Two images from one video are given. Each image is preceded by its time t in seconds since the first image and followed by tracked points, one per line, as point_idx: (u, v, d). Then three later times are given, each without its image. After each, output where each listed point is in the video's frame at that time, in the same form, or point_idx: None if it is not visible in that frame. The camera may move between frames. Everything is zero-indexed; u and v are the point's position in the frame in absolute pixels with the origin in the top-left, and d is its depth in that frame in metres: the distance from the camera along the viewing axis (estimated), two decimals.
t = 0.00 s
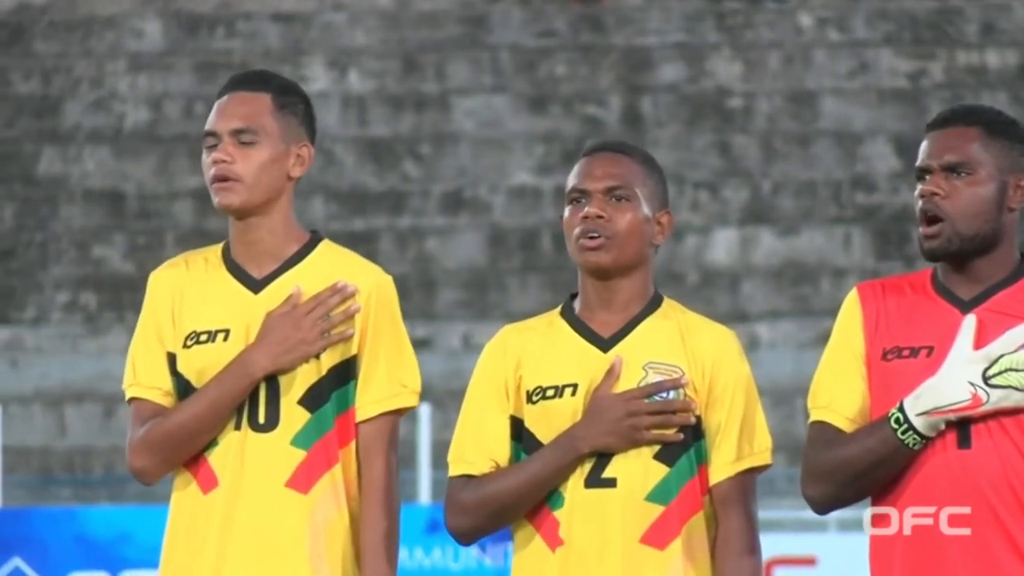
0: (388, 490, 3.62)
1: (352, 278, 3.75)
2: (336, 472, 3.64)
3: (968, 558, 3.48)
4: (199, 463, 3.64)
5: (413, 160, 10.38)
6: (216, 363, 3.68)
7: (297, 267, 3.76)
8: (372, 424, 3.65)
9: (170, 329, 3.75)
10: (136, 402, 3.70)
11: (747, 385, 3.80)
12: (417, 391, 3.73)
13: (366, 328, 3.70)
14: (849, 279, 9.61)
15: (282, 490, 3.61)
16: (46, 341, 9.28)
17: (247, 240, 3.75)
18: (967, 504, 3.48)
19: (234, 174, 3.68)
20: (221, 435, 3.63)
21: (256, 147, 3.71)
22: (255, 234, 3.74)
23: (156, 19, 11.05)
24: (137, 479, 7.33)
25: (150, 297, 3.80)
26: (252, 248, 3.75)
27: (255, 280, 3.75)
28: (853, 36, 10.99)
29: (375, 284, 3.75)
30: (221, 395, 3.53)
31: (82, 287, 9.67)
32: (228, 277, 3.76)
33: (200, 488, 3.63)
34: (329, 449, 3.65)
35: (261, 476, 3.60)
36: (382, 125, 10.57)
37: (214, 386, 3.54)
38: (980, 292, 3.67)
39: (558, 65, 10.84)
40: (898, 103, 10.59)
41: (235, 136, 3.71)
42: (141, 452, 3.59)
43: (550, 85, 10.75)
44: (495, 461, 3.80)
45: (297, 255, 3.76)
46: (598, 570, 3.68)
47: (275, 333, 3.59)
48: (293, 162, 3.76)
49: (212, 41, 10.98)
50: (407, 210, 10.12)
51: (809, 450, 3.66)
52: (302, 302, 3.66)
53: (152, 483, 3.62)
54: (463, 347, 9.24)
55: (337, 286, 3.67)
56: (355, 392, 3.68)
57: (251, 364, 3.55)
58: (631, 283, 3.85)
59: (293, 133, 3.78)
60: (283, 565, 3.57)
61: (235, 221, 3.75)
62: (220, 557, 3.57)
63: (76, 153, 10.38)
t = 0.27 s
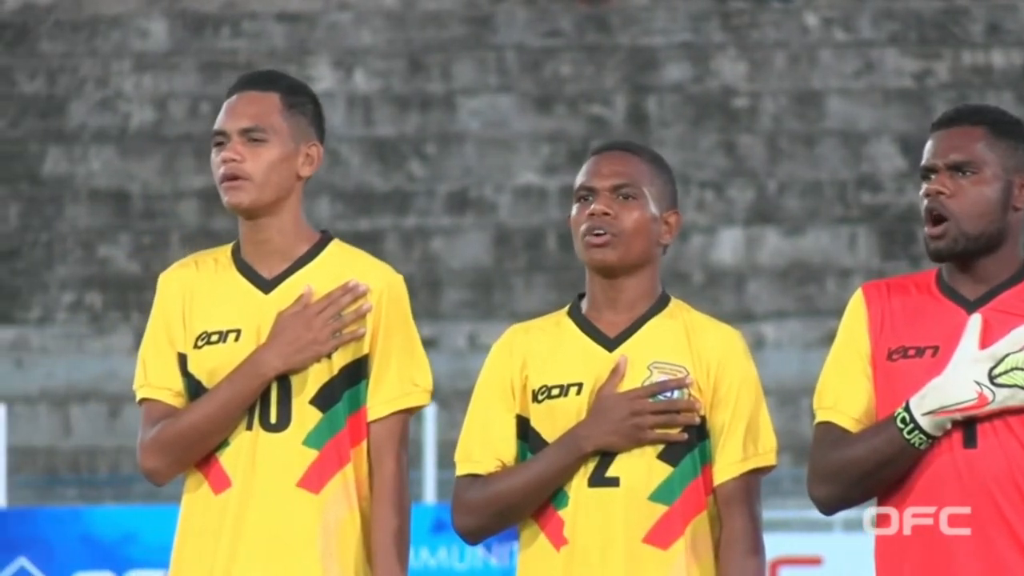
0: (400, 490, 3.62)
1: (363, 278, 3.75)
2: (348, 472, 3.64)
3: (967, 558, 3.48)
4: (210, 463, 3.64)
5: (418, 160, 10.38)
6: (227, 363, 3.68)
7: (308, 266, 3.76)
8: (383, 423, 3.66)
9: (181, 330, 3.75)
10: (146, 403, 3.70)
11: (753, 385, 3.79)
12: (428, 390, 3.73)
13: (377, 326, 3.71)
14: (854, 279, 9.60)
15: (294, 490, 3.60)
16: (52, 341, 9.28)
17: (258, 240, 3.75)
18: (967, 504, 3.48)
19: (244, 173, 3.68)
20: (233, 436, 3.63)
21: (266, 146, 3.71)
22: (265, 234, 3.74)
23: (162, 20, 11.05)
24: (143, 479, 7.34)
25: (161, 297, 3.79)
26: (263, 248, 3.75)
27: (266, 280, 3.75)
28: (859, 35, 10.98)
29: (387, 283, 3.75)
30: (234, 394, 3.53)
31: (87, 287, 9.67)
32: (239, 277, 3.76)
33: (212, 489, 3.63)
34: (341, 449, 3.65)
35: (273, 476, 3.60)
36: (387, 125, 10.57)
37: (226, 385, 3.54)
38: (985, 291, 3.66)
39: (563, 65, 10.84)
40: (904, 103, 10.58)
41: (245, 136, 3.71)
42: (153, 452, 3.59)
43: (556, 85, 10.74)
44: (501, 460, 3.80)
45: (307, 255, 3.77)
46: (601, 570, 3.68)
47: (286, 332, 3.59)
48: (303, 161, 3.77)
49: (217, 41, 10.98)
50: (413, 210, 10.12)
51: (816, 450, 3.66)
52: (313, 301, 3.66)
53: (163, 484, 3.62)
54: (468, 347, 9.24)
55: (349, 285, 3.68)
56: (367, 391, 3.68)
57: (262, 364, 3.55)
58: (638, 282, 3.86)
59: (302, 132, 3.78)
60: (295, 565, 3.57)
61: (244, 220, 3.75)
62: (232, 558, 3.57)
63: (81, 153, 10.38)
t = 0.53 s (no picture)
0: (409, 490, 3.62)
1: (374, 278, 3.75)
2: (359, 472, 3.64)
3: (967, 559, 3.48)
4: (221, 463, 3.65)
5: (426, 160, 10.38)
6: (238, 364, 3.68)
7: (319, 266, 3.76)
8: (394, 424, 3.66)
9: (191, 331, 3.75)
10: (157, 403, 3.70)
11: (762, 386, 3.79)
12: (438, 391, 3.73)
13: (389, 326, 3.72)
14: (862, 279, 9.58)
15: (304, 490, 3.61)
16: (60, 341, 9.34)
17: (269, 240, 3.75)
18: (966, 504, 3.49)
19: (256, 173, 3.68)
20: (243, 436, 3.63)
21: (278, 146, 3.71)
22: (276, 233, 3.74)
23: (169, 20, 11.07)
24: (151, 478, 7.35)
25: (171, 296, 3.79)
26: (274, 247, 3.75)
27: (276, 281, 3.75)
28: (865, 35, 11.00)
29: (397, 284, 3.75)
30: (244, 394, 3.53)
31: (95, 287, 9.68)
32: (250, 277, 3.76)
33: (221, 489, 3.63)
34: (351, 449, 3.64)
35: (283, 476, 3.60)
36: (394, 125, 10.57)
37: (236, 385, 3.54)
38: (996, 291, 3.65)
39: (571, 65, 10.84)
40: (911, 103, 10.57)
41: (257, 135, 3.71)
42: (163, 452, 3.59)
43: (563, 85, 10.74)
44: (511, 459, 3.82)
45: (319, 255, 3.77)
46: (609, 571, 3.69)
47: (297, 332, 3.59)
48: (314, 162, 3.77)
49: (225, 41, 11.00)
50: (420, 210, 10.12)
51: (824, 450, 3.66)
52: (324, 302, 3.66)
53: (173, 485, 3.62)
54: (475, 347, 9.24)
55: (360, 286, 3.67)
56: (377, 392, 3.68)
57: (273, 363, 3.55)
58: (648, 283, 3.87)
59: (314, 133, 3.78)
60: (305, 564, 3.57)
61: (255, 221, 3.75)
62: (242, 558, 3.57)
63: (89, 153, 10.38)
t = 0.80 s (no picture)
0: (426, 490, 3.62)
1: (391, 278, 3.75)
2: (375, 472, 3.64)
3: (966, 558, 3.49)
4: (236, 463, 3.64)
5: (439, 160, 10.38)
6: (255, 364, 3.67)
7: (336, 267, 3.76)
8: (410, 424, 3.65)
9: (207, 330, 3.75)
10: (172, 403, 3.70)
11: (779, 386, 3.78)
12: (454, 392, 3.73)
13: (406, 326, 3.71)
14: (876, 279, 9.56)
15: (321, 490, 3.60)
16: (74, 340, 9.41)
17: (286, 240, 3.75)
18: (966, 504, 3.50)
19: (277, 173, 3.68)
20: (259, 436, 3.63)
21: (299, 146, 3.71)
22: (294, 233, 3.74)
23: (182, 20, 11.07)
24: (164, 478, 7.36)
25: (185, 296, 3.79)
26: (291, 247, 3.75)
27: (293, 281, 3.75)
28: (879, 35, 10.97)
29: (415, 284, 3.75)
30: (261, 393, 3.53)
31: (109, 287, 9.69)
32: (266, 277, 3.76)
33: (237, 488, 3.63)
34: (368, 449, 3.64)
35: (300, 476, 3.60)
36: (408, 125, 10.57)
37: (254, 385, 3.54)
38: (1012, 291, 3.64)
39: (584, 65, 10.82)
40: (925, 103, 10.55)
41: (278, 135, 3.71)
42: (179, 452, 3.59)
43: (577, 85, 10.73)
44: (526, 459, 3.81)
45: (336, 255, 3.77)
46: (625, 570, 3.68)
47: (314, 332, 3.59)
48: (333, 163, 3.76)
49: (238, 41, 11.00)
50: (434, 210, 10.12)
51: (840, 448, 3.66)
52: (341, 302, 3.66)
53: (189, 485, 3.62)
54: (489, 347, 9.24)
55: (378, 286, 3.68)
56: (393, 392, 3.68)
57: (290, 364, 3.54)
58: (664, 283, 3.86)
59: (334, 134, 3.78)
60: (322, 564, 3.57)
61: (273, 220, 3.75)
62: (259, 557, 3.57)
63: (103, 153, 10.39)
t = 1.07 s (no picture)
0: (442, 490, 3.63)
1: (406, 278, 3.76)
2: (390, 472, 3.64)
3: (963, 556, 3.58)
4: (251, 463, 3.64)
5: (453, 160, 10.38)
6: (270, 364, 3.68)
7: (351, 267, 3.76)
8: (427, 425, 3.66)
9: (221, 329, 3.75)
10: (186, 403, 3.70)
11: (793, 385, 3.77)
12: (469, 392, 3.74)
13: (422, 326, 3.72)
14: (890, 279, 9.55)
15: (336, 490, 3.61)
16: (88, 340, 9.43)
17: (301, 240, 3.76)
18: (966, 504, 3.59)
19: (294, 173, 3.68)
20: (275, 436, 3.63)
21: (315, 146, 3.72)
22: (310, 233, 3.74)
23: (196, 20, 11.08)
24: (178, 478, 7.38)
25: (199, 295, 3.79)
26: (306, 247, 3.76)
27: (309, 281, 3.75)
28: (893, 36, 10.97)
29: (430, 284, 3.76)
30: (277, 393, 3.53)
31: (122, 287, 9.71)
32: (281, 277, 3.76)
33: (252, 489, 3.63)
34: (384, 449, 3.65)
35: (316, 476, 3.61)
36: (422, 125, 10.57)
37: (269, 385, 3.54)
38: None
39: (598, 65, 10.82)
40: (938, 103, 10.54)
41: (294, 135, 3.71)
42: (194, 451, 3.59)
43: (590, 85, 10.72)
44: (541, 460, 3.81)
45: (351, 256, 3.77)
46: (639, 570, 3.67)
47: (330, 332, 3.59)
48: (348, 164, 3.77)
49: (252, 41, 11.01)
50: (448, 210, 10.13)
51: (853, 448, 3.68)
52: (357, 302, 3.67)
53: (203, 485, 3.62)
54: (503, 347, 9.24)
55: (394, 286, 3.68)
56: (409, 393, 3.69)
57: (306, 364, 3.55)
58: (677, 282, 3.85)
59: (349, 134, 3.79)
60: (338, 564, 3.57)
61: (288, 220, 3.75)
62: (274, 557, 3.57)
63: (116, 153, 10.39)
